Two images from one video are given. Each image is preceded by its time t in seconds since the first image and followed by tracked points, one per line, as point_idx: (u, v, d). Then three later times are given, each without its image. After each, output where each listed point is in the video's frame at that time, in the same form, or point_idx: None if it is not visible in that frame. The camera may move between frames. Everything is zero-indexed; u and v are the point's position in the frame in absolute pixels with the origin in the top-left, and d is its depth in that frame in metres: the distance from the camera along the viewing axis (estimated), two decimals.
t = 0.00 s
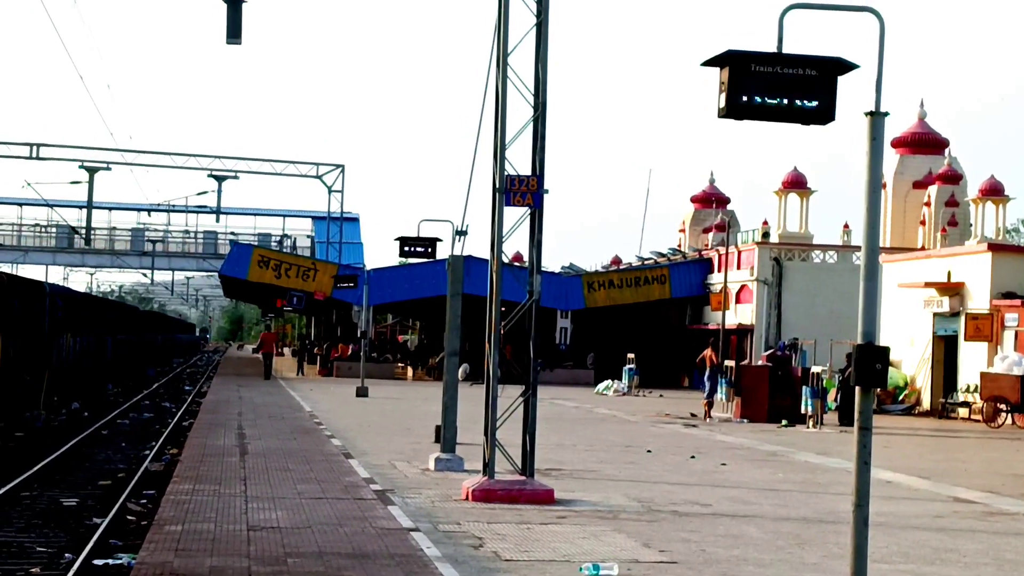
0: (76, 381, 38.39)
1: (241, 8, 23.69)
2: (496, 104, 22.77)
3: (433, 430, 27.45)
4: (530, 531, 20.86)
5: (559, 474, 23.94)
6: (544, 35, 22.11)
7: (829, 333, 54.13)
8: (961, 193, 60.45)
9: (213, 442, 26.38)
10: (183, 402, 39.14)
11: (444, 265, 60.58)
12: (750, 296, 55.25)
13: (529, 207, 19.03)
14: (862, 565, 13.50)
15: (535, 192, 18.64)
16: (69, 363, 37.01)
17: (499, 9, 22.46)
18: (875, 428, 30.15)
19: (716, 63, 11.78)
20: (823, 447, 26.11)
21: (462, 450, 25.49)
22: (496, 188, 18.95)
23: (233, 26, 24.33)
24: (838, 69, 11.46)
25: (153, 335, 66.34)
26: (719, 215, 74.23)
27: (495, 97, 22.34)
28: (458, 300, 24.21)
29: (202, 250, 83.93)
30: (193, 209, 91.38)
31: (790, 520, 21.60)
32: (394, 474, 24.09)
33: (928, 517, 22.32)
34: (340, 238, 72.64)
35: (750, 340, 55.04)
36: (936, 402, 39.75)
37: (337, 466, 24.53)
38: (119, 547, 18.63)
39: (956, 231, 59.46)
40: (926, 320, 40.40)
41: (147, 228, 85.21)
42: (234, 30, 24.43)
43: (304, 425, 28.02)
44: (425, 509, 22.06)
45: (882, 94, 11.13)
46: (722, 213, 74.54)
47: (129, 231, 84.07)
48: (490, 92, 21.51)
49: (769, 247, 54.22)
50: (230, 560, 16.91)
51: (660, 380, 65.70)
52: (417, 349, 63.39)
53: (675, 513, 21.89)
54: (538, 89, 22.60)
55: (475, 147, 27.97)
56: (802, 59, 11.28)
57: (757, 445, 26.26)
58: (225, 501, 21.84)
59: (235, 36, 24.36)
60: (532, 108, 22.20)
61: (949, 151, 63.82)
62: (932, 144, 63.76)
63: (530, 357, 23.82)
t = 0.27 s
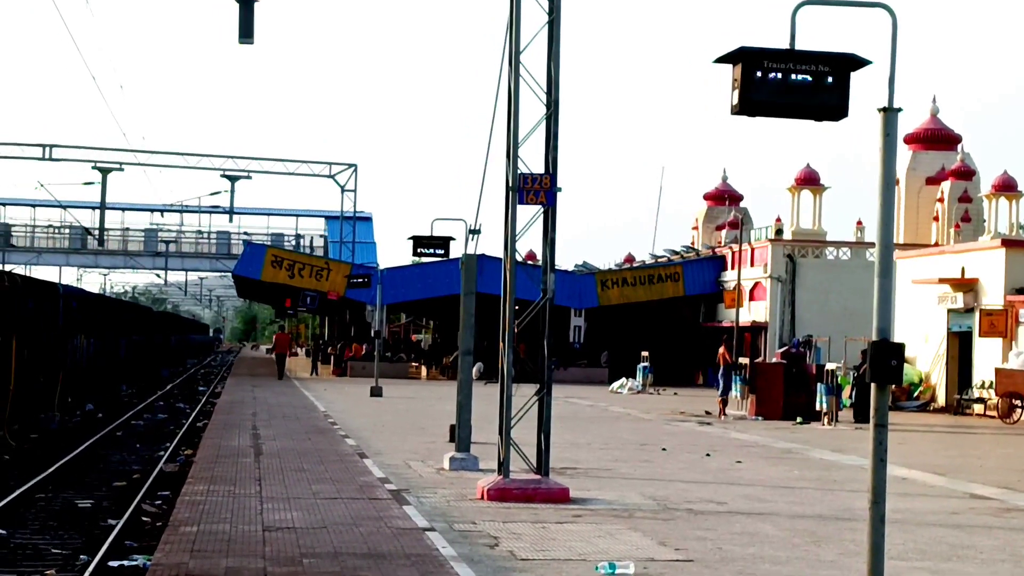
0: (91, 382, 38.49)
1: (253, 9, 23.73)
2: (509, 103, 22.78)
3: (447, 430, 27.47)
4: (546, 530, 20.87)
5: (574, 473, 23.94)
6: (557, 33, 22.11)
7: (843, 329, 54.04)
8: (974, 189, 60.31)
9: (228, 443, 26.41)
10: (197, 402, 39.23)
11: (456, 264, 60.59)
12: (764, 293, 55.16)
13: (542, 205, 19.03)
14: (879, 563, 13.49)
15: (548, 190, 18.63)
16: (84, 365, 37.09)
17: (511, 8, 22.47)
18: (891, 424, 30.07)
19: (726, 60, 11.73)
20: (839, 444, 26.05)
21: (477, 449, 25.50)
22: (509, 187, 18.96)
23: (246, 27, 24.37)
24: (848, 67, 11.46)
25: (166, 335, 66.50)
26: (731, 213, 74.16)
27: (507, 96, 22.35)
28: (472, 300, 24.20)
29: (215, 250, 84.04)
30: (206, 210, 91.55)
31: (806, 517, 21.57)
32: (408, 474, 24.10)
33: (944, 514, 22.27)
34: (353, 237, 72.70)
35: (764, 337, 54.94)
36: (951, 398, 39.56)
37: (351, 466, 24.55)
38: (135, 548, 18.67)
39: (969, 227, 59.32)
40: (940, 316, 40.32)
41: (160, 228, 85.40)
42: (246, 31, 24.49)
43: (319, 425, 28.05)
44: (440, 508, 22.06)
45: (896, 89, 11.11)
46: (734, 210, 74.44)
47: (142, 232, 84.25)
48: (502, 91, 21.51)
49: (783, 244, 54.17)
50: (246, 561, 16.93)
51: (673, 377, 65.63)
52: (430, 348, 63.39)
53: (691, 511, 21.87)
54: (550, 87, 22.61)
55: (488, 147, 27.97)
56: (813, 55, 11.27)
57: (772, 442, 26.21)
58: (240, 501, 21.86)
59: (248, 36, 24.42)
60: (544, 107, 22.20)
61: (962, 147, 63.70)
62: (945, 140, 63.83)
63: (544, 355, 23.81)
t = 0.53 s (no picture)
0: (102, 377, 38.54)
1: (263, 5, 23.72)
2: (517, 99, 22.78)
3: (457, 425, 27.46)
4: (556, 526, 20.85)
5: (584, 468, 23.90)
6: (567, 29, 22.08)
7: (854, 327, 53.94)
8: (987, 185, 60.14)
9: (239, 437, 26.44)
10: (208, 398, 39.23)
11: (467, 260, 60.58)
12: (774, 290, 55.05)
13: (551, 201, 19.00)
14: (889, 560, 13.45)
15: (558, 186, 18.59)
16: (96, 359, 37.15)
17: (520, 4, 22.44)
18: (902, 421, 30.00)
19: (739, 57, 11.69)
20: (850, 441, 25.97)
21: (487, 445, 25.48)
22: (519, 183, 18.92)
23: (256, 23, 24.38)
24: (862, 62, 11.36)
25: (178, 331, 66.59)
26: (742, 209, 74.07)
27: (517, 92, 22.32)
28: (482, 296, 24.18)
29: (226, 246, 84.14)
30: (217, 206, 91.63)
31: (817, 514, 21.52)
32: (418, 469, 24.09)
33: (956, 511, 22.20)
34: (363, 233, 72.69)
35: (775, 334, 54.86)
36: (963, 395, 39.45)
37: (361, 461, 24.54)
38: (146, 541, 18.70)
39: (982, 223, 59.16)
40: (952, 313, 40.20)
41: (172, 225, 85.49)
42: (256, 27, 24.50)
43: (329, 420, 28.05)
44: (450, 503, 22.05)
45: (906, 83, 11.03)
46: (745, 206, 74.35)
47: (154, 228, 84.35)
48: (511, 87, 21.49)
49: (794, 240, 54.07)
50: (256, 555, 16.95)
51: (684, 374, 65.56)
52: (440, 344, 63.40)
53: (701, 508, 21.84)
54: (560, 84, 22.59)
55: (497, 143, 27.95)
56: (824, 51, 11.22)
57: (782, 439, 26.15)
58: (251, 495, 21.88)
59: (258, 33, 24.42)
60: (554, 103, 22.17)
61: (974, 143, 63.56)
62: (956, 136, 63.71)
63: (554, 351, 23.79)
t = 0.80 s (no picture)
0: (107, 378, 38.58)
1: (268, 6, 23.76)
2: (522, 102, 22.82)
3: (461, 427, 27.48)
4: (559, 528, 20.85)
5: (588, 470, 23.91)
6: (571, 31, 22.10)
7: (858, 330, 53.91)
8: (992, 188, 60.10)
9: (244, 439, 26.46)
10: (213, 399, 39.24)
11: (472, 263, 60.63)
12: (778, 292, 55.05)
13: (555, 204, 19.04)
14: (893, 562, 13.46)
15: (562, 189, 18.61)
16: (101, 361, 37.20)
17: (525, 6, 22.48)
18: (906, 424, 29.97)
19: (739, 59, 11.62)
20: (853, 444, 25.97)
21: (490, 447, 25.49)
22: (523, 185, 18.94)
23: (259, 24, 24.40)
24: (864, 65, 11.51)
25: (183, 334, 66.62)
26: (747, 212, 74.02)
27: (521, 94, 22.35)
28: (486, 298, 24.21)
29: (231, 248, 84.21)
30: (222, 208, 91.67)
31: (820, 516, 21.52)
32: (422, 471, 24.10)
33: (959, 514, 22.19)
34: (367, 236, 72.69)
35: (779, 337, 54.87)
36: (967, 398, 39.43)
37: (365, 463, 24.55)
38: (152, 542, 18.71)
39: (987, 226, 59.11)
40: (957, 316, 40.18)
41: (176, 227, 85.54)
42: (260, 29, 24.54)
43: (333, 421, 28.07)
44: (454, 505, 22.07)
45: (912, 86, 11.12)
46: (749, 209, 74.35)
47: (158, 230, 84.42)
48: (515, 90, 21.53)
49: (797, 243, 54.05)
50: (262, 556, 16.97)
51: (688, 377, 65.52)
52: (444, 347, 63.39)
53: (704, 510, 21.85)
54: (564, 86, 22.62)
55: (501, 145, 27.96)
56: (828, 54, 11.28)
57: (786, 441, 26.14)
58: (256, 497, 21.90)
59: (261, 34, 24.47)
60: (558, 106, 22.20)
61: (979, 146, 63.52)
62: (961, 138, 63.78)
63: (557, 353, 23.80)
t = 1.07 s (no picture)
0: (104, 385, 38.55)
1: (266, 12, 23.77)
2: (520, 110, 22.85)
3: (458, 434, 27.48)
4: (555, 536, 20.86)
5: (584, 478, 23.91)
6: (568, 38, 22.13)
7: (855, 337, 53.93)
8: (988, 196, 60.14)
9: (240, 446, 26.46)
10: (209, 406, 39.20)
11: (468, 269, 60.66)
12: (775, 300, 55.12)
13: (552, 211, 19.08)
14: (889, 569, 13.52)
15: (559, 196, 18.63)
16: (99, 368, 37.23)
17: (523, 14, 22.51)
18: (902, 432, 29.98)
19: (743, 67, 11.82)
20: (849, 452, 25.97)
21: (487, 454, 25.49)
22: (520, 193, 18.96)
23: (257, 30, 24.40)
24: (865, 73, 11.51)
25: (179, 340, 66.57)
26: (743, 218, 74.07)
27: (519, 102, 22.38)
28: (483, 305, 24.20)
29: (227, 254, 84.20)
30: (218, 214, 91.59)
31: (816, 524, 21.53)
32: (419, 479, 24.09)
33: (955, 522, 22.21)
34: (364, 241, 72.66)
35: (775, 344, 54.93)
36: (962, 406, 39.45)
37: (362, 470, 24.54)
38: (147, 550, 18.70)
39: (983, 234, 59.14)
40: (953, 323, 40.20)
41: (173, 232, 85.49)
42: (258, 36, 24.55)
43: (330, 429, 28.06)
44: (450, 513, 22.07)
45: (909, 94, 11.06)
46: (745, 216, 74.41)
47: (154, 235, 84.38)
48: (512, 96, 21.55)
49: (795, 250, 54.15)
50: (257, 564, 16.97)
51: (685, 384, 65.52)
52: (440, 352, 63.36)
53: (700, 518, 21.86)
54: (561, 93, 22.65)
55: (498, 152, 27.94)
56: (827, 61, 11.34)
57: (782, 449, 26.15)
58: (251, 505, 21.89)
59: (260, 42, 24.49)
60: (556, 113, 22.22)
61: (975, 153, 63.56)
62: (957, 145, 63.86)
63: (554, 361, 23.81)
